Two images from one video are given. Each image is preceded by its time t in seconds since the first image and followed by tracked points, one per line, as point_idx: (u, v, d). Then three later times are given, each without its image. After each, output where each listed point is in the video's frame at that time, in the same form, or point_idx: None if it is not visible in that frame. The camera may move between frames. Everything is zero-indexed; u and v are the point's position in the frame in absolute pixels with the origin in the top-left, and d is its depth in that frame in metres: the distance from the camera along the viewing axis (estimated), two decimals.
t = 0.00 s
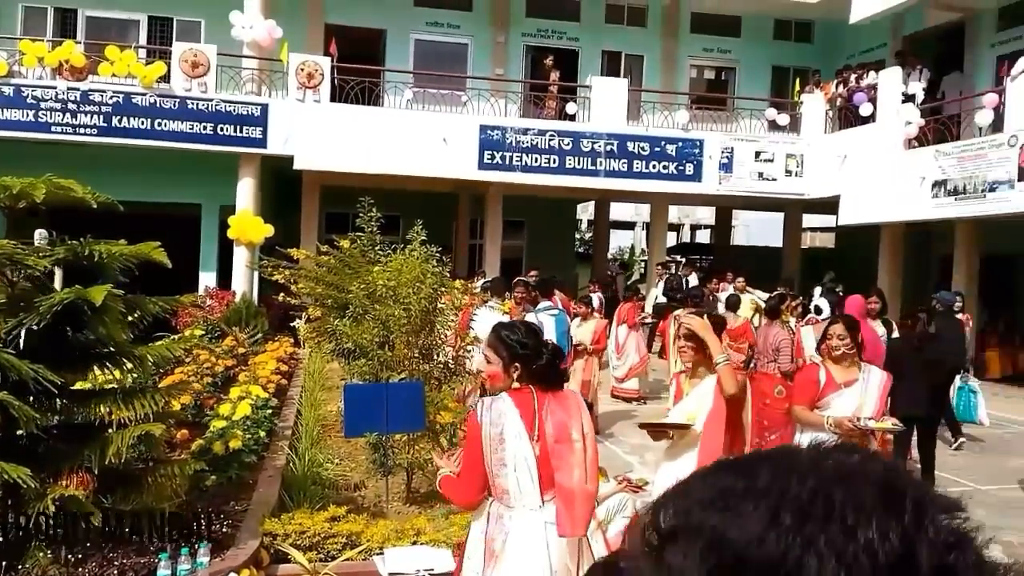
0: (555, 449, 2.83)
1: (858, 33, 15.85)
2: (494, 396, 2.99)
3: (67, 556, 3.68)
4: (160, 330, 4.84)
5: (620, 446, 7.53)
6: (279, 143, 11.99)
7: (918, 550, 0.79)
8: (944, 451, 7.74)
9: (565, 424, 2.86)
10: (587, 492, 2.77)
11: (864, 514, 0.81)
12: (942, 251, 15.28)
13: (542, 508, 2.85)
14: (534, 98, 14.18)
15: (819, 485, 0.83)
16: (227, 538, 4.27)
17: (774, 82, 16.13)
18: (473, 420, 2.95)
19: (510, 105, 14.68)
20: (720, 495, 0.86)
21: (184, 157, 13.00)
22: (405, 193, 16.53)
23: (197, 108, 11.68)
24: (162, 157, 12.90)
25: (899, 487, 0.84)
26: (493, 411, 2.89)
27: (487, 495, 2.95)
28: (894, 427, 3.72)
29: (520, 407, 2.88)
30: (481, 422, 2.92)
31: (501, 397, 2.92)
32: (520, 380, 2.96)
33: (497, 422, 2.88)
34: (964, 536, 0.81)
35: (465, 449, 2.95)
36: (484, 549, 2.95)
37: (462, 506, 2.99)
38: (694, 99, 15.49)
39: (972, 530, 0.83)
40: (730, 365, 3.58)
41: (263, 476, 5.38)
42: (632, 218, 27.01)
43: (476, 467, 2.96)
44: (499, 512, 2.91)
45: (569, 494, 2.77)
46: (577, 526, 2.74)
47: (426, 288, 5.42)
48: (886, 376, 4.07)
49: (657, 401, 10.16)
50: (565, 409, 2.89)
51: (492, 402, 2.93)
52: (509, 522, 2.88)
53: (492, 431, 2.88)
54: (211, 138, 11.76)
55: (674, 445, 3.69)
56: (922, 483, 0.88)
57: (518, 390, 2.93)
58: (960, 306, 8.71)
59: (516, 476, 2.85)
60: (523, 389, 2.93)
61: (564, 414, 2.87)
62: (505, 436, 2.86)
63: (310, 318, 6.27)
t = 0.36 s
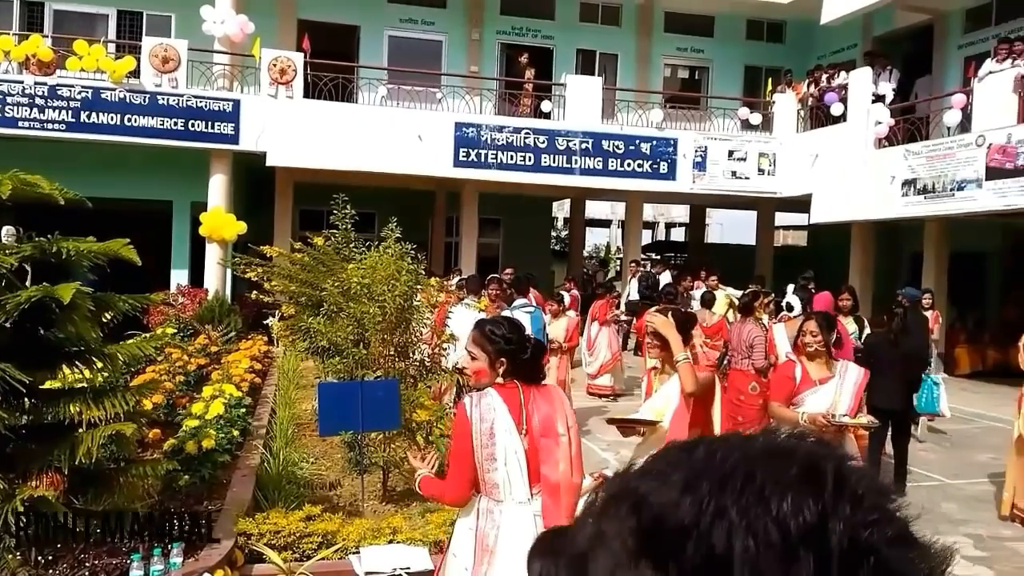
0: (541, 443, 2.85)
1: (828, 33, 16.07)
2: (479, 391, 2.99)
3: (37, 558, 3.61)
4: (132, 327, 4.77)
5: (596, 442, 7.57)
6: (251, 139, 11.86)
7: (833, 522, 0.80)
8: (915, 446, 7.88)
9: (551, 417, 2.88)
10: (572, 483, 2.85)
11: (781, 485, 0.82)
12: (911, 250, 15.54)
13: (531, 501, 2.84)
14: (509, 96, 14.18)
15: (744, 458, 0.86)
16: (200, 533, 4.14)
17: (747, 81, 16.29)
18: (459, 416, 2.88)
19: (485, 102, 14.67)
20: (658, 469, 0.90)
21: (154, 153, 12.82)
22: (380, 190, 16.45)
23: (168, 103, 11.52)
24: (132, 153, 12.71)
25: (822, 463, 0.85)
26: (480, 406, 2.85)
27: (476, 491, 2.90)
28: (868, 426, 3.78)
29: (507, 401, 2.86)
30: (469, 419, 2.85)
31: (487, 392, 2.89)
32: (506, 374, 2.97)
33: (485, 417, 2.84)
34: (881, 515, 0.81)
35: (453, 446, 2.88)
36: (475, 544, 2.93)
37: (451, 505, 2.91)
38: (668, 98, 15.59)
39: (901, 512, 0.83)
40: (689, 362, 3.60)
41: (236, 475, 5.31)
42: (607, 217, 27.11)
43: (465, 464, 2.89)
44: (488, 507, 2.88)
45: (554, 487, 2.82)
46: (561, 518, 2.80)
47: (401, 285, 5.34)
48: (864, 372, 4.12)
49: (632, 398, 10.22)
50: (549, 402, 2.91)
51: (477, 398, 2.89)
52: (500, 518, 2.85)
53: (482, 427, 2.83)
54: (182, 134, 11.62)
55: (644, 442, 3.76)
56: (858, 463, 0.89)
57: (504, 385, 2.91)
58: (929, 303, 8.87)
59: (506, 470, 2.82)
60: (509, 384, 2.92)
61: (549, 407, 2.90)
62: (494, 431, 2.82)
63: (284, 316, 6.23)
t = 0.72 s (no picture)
0: (534, 441, 2.85)
1: (807, 34, 16.20)
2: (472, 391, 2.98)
3: (12, 564, 3.59)
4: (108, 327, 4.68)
5: (577, 442, 7.60)
6: (230, 138, 11.75)
7: (764, 511, 0.81)
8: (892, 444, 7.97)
9: (543, 415, 2.89)
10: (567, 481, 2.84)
11: (716, 475, 0.83)
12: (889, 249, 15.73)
13: (526, 501, 2.82)
14: (490, 96, 14.17)
15: (685, 448, 0.87)
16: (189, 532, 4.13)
17: (726, 82, 16.39)
18: (453, 416, 2.84)
19: (466, 102, 14.64)
20: (608, 457, 0.92)
21: (131, 152, 12.67)
22: (361, 190, 16.38)
23: (145, 102, 11.39)
24: (109, 152, 12.56)
25: (761, 454, 0.86)
26: (475, 405, 2.82)
27: (471, 494, 2.86)
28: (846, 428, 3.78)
29: (500, 400, 2.85)
30: (463, 418, 2.82)
31: (480, 392, 2.87)
32: (497, 374, 2.97)
33: (480, 417, 2.81)
34: (814, 506, 0.82)
35: (448, 447, 2.84)
36: (470, 544, 2.92)
37: (447, 506, 2.87)
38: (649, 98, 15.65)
39: (839, 505, 0.84)
40: (654, 363, 3.64)
41: (216, 478, 5.24)
42: (589, 217, 27.19)
43: (460, 466, 2.84)
44: (484, 507, 2.85)
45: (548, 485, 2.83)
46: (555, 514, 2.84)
47: (381, 285, 5.31)
48: (847, 373, 4.09)
49: (613, 397, 10.26)
50: (540, 400, 2.92)
51: (471, 397, 2.87)
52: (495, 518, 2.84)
53: (478, 427, 2.80)
54: (160, 133, 11.49)
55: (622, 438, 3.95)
56: (799, 456, 0.91)
57: (495, 384, 2.91)
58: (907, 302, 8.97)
59: (502, 470, 2.80)
60: (501, 383, 2.91)
61: (541, 405, 2.91)
62: (490, 431, 2.80)
63: (264, 316, 6.19)
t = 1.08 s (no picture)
0: (531, 440, 2.88)
1: (789, 38, 16.33)
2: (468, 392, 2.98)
3: None
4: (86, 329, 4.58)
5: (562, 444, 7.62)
6: (211, 139, 11.66)
7: (706, 509, 0.80)
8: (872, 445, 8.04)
9: (538, 414, 2.93)
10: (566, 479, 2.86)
11: (660, 475, 0.83)
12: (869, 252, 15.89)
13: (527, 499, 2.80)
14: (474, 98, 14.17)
15: (633, 449, 0.87)
16: (171, 534, 4.16)
17: (709, 86, 16.49)
18: (453, 417, 2.82)
19: (449, 104, 14.63)
20: (563, 459, 0.93)
21: (111, 153, 12.55)
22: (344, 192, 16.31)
23: (126, 102, 11.28)
24: (88, 153, 12.43)
25: (709, 454, 0.86)
26: (474, 406, 2.82)
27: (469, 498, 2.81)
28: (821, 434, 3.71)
29: (497, 400, 2.87)
30: (462, 418, 2.81)
31: (478, 392, 2.88)
32: (493, 375, 2.99)
33: (480, 417, 2.81)
34: (758, 504, 0.82)
35: (448, 447, 2.80)
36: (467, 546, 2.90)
37: (447, 507, 2.82)
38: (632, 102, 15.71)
39: (787, 504, 0.84)
40: (617, 367, 3.74)
41: (197, 482, 5.19)
42: (572, 220, 27.24)
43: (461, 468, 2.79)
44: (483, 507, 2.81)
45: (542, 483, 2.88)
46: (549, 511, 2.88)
47: (364, 286, 5.28)
48: (835, 378, 4.00)
49: (597, 399, 10.28)
50: (535, 401, 2.95)
51: (469, 398, 2.87)
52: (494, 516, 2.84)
53: (479, 427, 2.79)
54: (141, 134, 11.37)
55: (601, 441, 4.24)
56: (751, 454, 0.90)
57: (492, 385, 2.95)
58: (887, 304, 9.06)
59: (503, 470, 2.78)
60: (497, 384, 2.94)
61: (536, 404, 2.95)
62: (491, 431, 2.79)
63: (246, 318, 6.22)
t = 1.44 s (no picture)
0: (529, 440, 2.88)
1: (778, 41, 16.39)
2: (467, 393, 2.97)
3: None
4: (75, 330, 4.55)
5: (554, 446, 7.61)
6: (201, 139, 11.61)
7: (672, 511, 0.80)
8: (863, 446, 8.07)
9: (537, 414, 2.94)
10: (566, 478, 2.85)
11: (627, 478, 0.83)
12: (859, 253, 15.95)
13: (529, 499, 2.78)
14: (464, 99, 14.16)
15: (601, 452, 0.87)
16: (161, 537, 4.14)
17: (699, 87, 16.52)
18: (455, 417, 2.81)
19: (440, 105, 14.61)
20: (534, 461, 0.93)
21: (100, 154, 12.48)
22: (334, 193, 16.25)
23: (115, 103, 11.21)
24: (77, 154, 12.35)
25: (677, 457, 0.85)
26: (476, 407, 2.82)
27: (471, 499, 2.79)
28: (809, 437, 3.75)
29: (498, 401, 2.88)
30: (464, 418, 2.80)
31: (479, 394, 2.88)
32: (493, 376, 2.99)
33: (482, 417, 2.81)
34: (725, 506, 0.81)
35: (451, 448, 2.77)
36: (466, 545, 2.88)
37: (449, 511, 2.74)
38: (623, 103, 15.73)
39: (758, 505, 0.83)
40: (598, 372, 3.88)
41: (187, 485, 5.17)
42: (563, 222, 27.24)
43: (462, 469, 2.77)
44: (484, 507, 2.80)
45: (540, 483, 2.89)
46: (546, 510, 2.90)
47: (355, 288, 5.25)
48: (830, 382, 3.99)
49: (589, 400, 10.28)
50: (533, 402, 2.97)
51: (470, 399, 2.87)
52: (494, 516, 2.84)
53: (481, 427, 2.79)
54: (130, 135, 11.31)
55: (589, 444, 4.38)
56: (724, 458, 0.89)
57: (491, 385, 2.95)
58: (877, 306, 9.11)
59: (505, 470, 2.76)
60: (496, 384, 2.95)
61: (534, 404, 2.96)
62: (493, 431, 2.79)
63: (235, 320, 6.21)
